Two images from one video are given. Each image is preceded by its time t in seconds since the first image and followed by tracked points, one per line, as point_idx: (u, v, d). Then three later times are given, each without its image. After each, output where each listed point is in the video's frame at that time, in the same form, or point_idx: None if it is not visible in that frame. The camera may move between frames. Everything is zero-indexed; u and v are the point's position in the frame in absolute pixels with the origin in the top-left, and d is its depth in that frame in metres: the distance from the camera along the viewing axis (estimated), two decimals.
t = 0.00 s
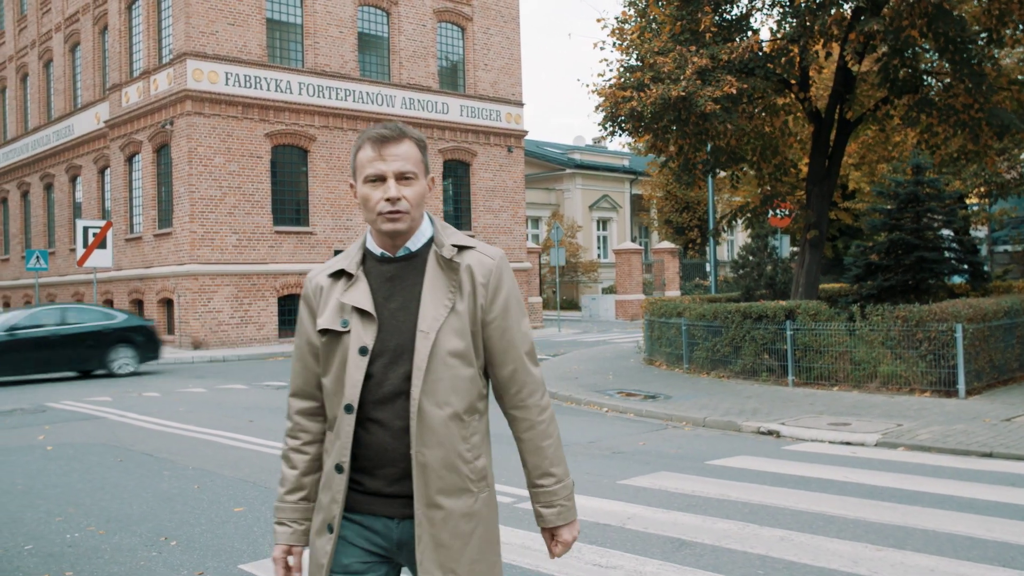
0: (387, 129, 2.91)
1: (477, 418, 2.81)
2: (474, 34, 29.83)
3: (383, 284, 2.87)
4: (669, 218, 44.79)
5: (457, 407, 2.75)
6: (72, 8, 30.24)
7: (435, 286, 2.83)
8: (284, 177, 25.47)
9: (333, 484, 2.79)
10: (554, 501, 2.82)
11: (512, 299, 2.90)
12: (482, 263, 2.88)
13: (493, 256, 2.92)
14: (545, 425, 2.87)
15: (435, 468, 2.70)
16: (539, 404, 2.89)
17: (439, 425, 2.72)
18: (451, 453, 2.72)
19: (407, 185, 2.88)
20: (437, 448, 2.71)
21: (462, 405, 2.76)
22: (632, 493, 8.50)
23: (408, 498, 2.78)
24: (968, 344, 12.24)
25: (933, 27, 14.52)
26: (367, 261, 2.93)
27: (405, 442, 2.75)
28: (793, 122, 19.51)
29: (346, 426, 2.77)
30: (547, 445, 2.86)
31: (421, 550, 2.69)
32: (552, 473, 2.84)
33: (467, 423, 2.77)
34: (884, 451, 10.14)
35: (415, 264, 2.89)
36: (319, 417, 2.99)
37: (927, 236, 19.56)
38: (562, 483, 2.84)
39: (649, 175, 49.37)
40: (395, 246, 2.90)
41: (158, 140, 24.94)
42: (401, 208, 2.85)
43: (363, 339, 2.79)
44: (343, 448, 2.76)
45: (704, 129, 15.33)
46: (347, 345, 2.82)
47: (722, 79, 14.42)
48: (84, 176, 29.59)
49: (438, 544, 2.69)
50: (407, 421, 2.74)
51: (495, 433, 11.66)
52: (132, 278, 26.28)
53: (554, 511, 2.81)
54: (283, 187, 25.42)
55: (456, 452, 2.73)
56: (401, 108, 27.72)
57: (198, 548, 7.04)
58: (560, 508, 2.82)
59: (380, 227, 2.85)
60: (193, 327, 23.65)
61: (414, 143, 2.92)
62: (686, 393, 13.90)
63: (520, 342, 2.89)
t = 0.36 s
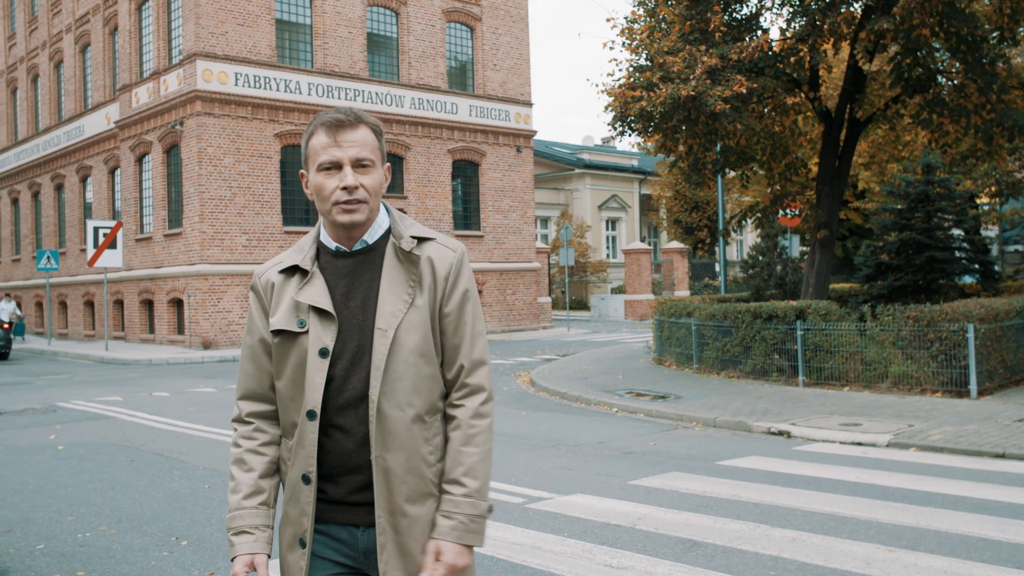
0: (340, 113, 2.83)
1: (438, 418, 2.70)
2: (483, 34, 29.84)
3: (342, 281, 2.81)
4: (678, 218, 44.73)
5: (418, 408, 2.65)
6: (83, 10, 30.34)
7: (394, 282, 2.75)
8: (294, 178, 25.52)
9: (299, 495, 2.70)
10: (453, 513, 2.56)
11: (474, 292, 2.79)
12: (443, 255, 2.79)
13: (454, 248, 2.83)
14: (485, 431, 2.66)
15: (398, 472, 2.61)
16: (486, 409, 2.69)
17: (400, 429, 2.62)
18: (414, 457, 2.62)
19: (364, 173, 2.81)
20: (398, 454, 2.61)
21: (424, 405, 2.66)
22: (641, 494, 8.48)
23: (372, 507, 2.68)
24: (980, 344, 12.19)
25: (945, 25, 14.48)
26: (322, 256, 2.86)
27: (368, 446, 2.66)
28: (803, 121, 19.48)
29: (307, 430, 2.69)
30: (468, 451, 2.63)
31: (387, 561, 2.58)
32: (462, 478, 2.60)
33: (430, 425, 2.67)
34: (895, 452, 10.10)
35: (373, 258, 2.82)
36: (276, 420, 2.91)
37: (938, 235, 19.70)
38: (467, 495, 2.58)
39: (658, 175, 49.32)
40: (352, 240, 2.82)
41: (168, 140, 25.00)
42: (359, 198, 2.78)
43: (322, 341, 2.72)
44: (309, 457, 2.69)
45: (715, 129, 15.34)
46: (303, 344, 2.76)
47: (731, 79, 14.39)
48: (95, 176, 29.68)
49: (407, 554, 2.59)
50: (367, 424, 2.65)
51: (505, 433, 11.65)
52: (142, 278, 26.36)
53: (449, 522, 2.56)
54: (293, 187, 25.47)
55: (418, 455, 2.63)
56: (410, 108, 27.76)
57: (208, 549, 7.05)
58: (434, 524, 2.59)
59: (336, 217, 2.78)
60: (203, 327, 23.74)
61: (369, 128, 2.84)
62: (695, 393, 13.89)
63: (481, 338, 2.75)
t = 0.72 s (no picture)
0: (362, 118, 2.82)
1: (455, 428, 2.67)
2: (491, 35, 29.86)
3: (365, 287, 2.81)
4: (686, 219, 44.68)
5: (433, 419, 2.64)
6: (93, 12, 30.46)
7: (414, 289, 2.73)
8: (303, 179, 25.58)
9: (315, 502, 2.73)
10: (457, 523, 2.51)
11: (496, 300, 2.75)
12: (466, 263, 2.76)
13: (479, 255, 2.79)
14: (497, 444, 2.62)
15: (409, 482, 2.60)
16: (499, 419, 2.65)
17: (413, 439, 2.61)
18: (426, 468, 2.61)
19: (385, 178, 2.79)
20: (409, 463, 2.61)
21: (439, 415, 2.64)
22: (651, 496, 8.46)
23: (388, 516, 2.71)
24: (991, 346, 12.16)
25: (955, 26, 14.45)
26: (348, 261, 2.87)
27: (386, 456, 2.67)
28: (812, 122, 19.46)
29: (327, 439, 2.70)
30: (474, 463, 2.58)
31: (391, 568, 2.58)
32: (466, 488, 2.56)
33: (445, 436, 2.65)
34: (906, 453, 10.06)
35: (397, 264, 2.80)
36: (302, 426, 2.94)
37: (948, 236, 19.86)
38: (472, 506, 2.53)
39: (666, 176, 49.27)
40: (376, 246, 2.82)
41: (177, 141, 25.09)
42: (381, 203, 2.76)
43: (344, 348, 2.72)
44: (325, 464, 2.70)
45: (724, 129, 15.33)
46: (326, 351, 2.77)
47: (741, 79, 14.38)
48: (104, 177, 29.79)
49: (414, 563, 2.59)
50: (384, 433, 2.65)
51: (515, 434, 11.64)
52: (151, 279, 26.45)
53: (454, 533, 2.51)
54: (302, 189, 25.53)
55: (431, 466, 2.62)
56: (418, 109, 27.78)
57: (217, 549, 7.06)
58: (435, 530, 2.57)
59: (359, 225, 2.77)
60: (211, 327, 23.81)
61: (390, 133, 2.83)
62: (704, 394, 13.87)
63: (501, 348, 2.72)
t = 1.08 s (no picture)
0: (415, 126, 2.84)
1: (500, 434, 2.69)
2: (491, 36, 29.88)
3: (410, 290, 2.84)
4: (686, 220, 44.70)
5: (476, 424, 2.65)
6: (93, 13, 30.47)
7: (459, 294, 2.75)
8: (302, 180, 25.58)
9: (352, 499, 2.78)
10: (557, 535, 2.57)
11: (544, 310, 2.76)
12: (511, 271, 2.77)
13: (525, 264, 2.80)
14: (561, 453, 2.66)
15: (451, 485, 2.63)
16: (565, 428, 2.69)
17: (456, 443, 2.64)
18: (468, 472, 2.63)
19: (436, 188, 2.81)
20: (450, 467, 2.64)
21: (483, 421, 2.66)
22: (652, 497, 8.47)
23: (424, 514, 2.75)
24: (991, 347, 12.16)
25: (956, 26, 14.45)
26: (395, 265, 2.91)
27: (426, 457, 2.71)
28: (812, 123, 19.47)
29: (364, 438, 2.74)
30: (558, 474, 2.63)
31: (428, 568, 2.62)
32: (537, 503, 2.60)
33: (489, 441, 2.66)
34: (906, 454, 10.06)
35: (443, 271, 2.84)
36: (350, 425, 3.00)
37: (948, 237, 19.91)
38: (569, 516, 2.59)
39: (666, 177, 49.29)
40: (424, 251, 2.85)
41: (177, 142, 25.09)
42: (429, 211, 2.78)
43: (386, 349, 2.76)
44: (363, 462, 2.74)
45: (724, 130, 15.33)
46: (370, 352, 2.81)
47: (741, 80, 14.39)
48: (104, 178, 29.77)
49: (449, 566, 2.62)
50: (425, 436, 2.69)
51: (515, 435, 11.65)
52: (150, 279, 26.44)
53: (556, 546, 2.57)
54: (301, 190, 25.53)
55: (473, 470, 2.63)
56: (418, 110, 27.79)
57: (218, 550, 7.06)
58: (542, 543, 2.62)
59: (408, 231, 2.79)
60: (211, 328, 23.80)
61: (444, 142, 2.85)
62: (704, 395, 13.88)
63: (552, 358, 2.74)
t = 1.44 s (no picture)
0: (433, 128, 2.82)
1: (518, 433, 2.69)
2: (490, 36, 29.88)
3: (429, 290, 2.83)
4: (685, 220, 44.73)
5: (495, 423, 2.65)
6: (91, 12, 30.44)
7: (478, 293, 2.74)
8: (301, 180, 25.58)
9: (371, 496, 2.78)
10: (552, 533, 2.57)
11: (560, 310, 2.75)
12: (529, 271, 2.76)
13: (543, 264, 2.80)
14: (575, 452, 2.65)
15: (470, 483, 2.63)
16: (577, 428, 2.68)
17: (475, 441, 2.64)
18: (487, 470, 2.63)
19: (455, 190, 2.80)
20: (470, 466, 2.64)
21: (502, 420, 2.66)
22: (651, 496, 8.47)
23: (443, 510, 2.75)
24: (989, 346, 12.17)
25: (956, 26, 14.46)
26: (414, 265, 2.90)
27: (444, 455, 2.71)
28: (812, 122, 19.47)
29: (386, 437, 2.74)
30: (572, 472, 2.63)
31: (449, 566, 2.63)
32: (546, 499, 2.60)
33: (508, 439, 2.67)
34: (904, 454, 10.06)
35: (461, 270, 2.83)
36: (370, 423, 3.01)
37: (947, 236, 19.94)
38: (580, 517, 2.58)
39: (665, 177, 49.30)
40: (442, 251, 2.84)
41: (175, 142, 25.07)
42: (450, 215, 2.78)
43: (406, 348, 2.75)
44: (383, 460, 2.75)
45: (723, 130, 15.34)
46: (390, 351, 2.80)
47: (740, 80, 14.41)
48: (103, 178, 29.75)
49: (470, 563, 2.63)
50: (444, 433, 2.69)
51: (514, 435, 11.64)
52: (149, 279, 26.43)
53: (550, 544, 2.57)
54: (300, 189, 25.53)
55: (493, 468, 2.64)
56: (417, 110, 27.78)
57: (218, 550, 7.05)
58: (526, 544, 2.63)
59: (428, 233, 2.79)
60: (210, 328, 23.80)
61: (461, 144, 2.83)
62: (702, 394, 13.89)
63: (569, 358, 2.73)
